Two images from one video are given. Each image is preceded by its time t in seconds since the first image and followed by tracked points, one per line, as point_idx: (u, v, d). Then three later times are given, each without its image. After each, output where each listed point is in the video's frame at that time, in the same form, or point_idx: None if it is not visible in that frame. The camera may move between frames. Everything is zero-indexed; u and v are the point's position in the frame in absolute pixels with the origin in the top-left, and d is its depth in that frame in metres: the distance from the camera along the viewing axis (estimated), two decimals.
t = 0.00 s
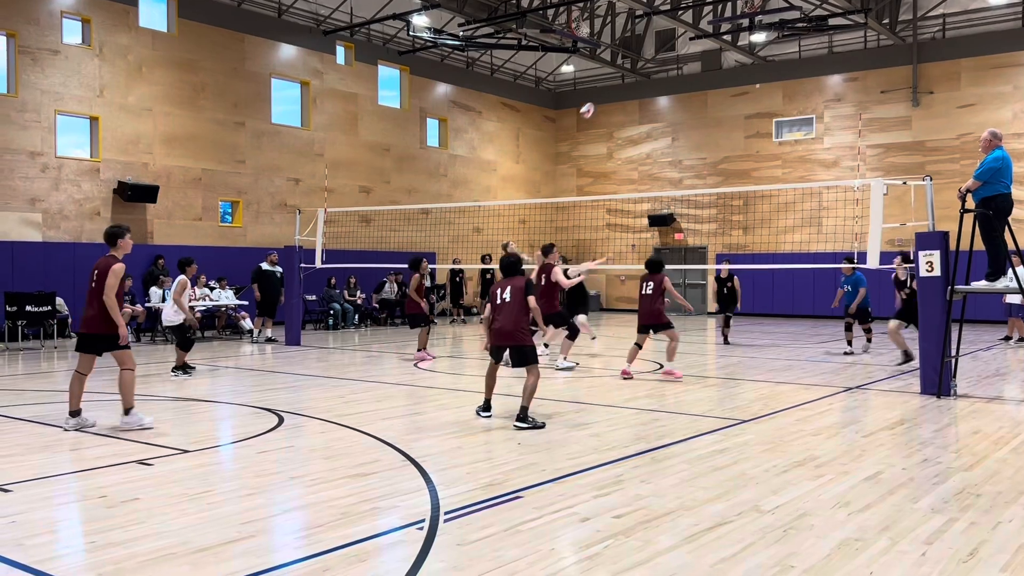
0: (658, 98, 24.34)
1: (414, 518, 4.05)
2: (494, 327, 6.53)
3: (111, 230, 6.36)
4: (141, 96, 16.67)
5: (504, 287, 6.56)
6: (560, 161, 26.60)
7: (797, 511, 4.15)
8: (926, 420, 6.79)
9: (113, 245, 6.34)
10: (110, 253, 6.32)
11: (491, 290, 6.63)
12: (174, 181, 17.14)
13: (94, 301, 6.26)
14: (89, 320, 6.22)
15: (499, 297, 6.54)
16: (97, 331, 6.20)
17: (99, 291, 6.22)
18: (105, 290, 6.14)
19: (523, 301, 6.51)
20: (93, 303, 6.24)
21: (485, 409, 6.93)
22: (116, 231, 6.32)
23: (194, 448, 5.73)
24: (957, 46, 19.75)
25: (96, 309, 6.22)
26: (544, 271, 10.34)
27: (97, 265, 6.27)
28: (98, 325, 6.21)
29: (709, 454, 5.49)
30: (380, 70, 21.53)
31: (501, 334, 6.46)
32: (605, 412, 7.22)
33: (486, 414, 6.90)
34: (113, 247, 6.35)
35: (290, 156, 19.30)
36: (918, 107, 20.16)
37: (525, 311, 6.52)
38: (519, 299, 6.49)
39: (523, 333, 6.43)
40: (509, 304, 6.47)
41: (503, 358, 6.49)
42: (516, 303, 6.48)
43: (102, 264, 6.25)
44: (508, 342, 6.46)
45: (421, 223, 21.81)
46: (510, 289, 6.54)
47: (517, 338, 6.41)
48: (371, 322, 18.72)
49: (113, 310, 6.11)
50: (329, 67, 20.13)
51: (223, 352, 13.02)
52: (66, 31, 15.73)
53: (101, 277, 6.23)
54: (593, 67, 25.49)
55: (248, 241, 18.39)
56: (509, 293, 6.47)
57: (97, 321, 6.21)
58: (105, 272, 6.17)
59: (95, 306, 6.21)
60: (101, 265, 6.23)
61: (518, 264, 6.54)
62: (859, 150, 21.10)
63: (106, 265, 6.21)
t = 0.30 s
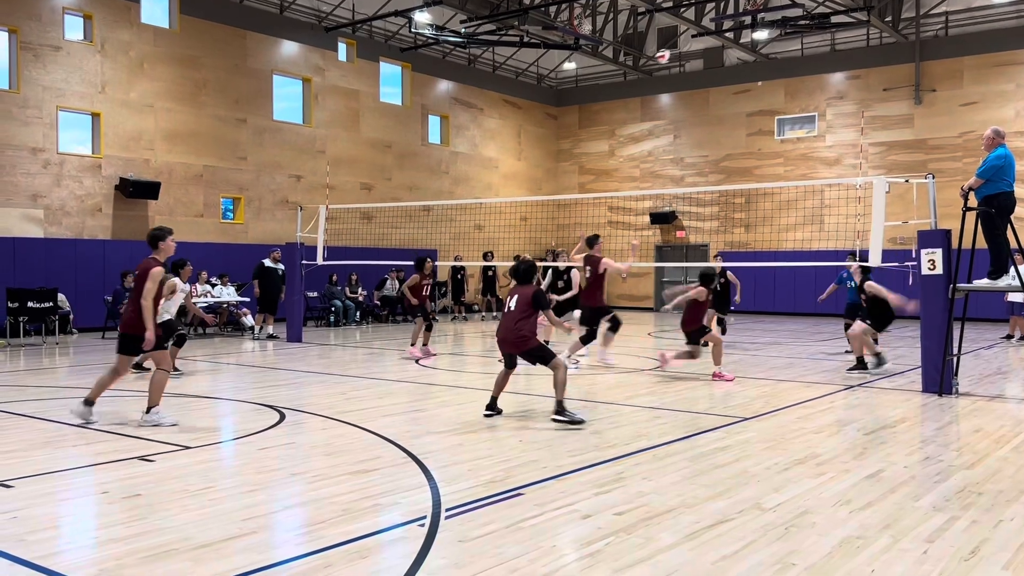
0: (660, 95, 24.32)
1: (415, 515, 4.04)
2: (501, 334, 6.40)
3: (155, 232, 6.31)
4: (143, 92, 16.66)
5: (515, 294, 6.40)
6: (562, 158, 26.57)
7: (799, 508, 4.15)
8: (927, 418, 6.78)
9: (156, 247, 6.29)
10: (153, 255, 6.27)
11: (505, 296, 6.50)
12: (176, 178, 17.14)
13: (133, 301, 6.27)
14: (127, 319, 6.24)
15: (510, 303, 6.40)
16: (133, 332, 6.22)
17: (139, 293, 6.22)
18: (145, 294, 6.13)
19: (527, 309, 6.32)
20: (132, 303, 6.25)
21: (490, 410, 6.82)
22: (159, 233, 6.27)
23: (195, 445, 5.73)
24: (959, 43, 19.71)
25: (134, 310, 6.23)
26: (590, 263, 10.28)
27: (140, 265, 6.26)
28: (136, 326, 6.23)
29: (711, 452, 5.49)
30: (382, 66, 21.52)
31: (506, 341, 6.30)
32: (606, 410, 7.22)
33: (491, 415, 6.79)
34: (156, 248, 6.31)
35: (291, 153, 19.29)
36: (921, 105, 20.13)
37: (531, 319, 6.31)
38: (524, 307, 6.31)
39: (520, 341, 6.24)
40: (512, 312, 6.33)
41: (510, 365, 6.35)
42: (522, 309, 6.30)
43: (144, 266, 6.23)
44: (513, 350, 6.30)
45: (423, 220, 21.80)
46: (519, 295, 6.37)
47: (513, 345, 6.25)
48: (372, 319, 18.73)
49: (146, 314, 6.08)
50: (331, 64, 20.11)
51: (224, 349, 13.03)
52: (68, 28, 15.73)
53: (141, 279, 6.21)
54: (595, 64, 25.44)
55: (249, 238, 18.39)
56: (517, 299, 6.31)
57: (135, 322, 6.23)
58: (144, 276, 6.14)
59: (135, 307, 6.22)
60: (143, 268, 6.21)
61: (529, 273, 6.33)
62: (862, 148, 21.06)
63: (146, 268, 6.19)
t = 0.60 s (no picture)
0: (662, 92, 24.30)
1: (417, 512, 4.05)
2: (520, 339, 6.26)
3: (208, 233, 6.52)
4: (144, 88, 16.66)
5: (539, 302, 6.27)
6: (564, 155, 26.53)
7: (801, 505, 4.15)
8: (929, 416, 6.78)
9: (209, 248, 6.48)
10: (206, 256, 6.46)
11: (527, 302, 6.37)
12: (178, 174, 17.15)
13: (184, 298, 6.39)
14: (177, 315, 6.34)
15: (533, 309, 6.27)
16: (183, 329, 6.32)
17: (194, 291, 6.40)
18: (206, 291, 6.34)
19: (551, 317, 6.19)
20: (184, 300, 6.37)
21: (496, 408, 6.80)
22: (216, 235, 6.50)
23: (197, 441, 5.74)
24: (962, 40, 19.67)
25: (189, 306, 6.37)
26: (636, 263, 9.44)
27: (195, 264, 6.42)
28: (190, 323, 6.36)
29: (713, 449, 5.50)
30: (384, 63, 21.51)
31: (524, 347, 6.17)
32: (608, 407, 7.22)
33: (497, 412, 6.77)
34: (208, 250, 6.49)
35: (293, 150, 19.29)
36: (923, 103, 20.10)
37: (552, 328, 6.18)
38: (547, 314, 6.18)
39: (537, 348, 6.12)
40: (535, 318, 6.21)
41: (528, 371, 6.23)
42: (546, 316, 6.19)
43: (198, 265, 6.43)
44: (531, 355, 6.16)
45: (425, 217, 21.80)
46: (544, 302, 6.25)
47: (530, 351, 6.13)
48: (373, 315, 18.75)
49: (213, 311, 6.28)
50: (333, 60, 20.10)
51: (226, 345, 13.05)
52: (70, 24, 15.73)
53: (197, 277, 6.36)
54: (597, 61, 25.39)
55: (251, 234, 18.40)
56: (542, 306, 6.20)
57: (189, 319, 6.36)
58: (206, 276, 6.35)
59: (190, 304, 6.37)
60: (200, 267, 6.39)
61: (556, 281, 6.22)
62: (864, 145, 21.03)
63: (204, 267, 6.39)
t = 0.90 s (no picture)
0: (665, 89, 24.27)
1: (420, 508, 4.05)
2: (531, 341, 6.26)
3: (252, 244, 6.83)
4: (147, 85, 16.65)
5: (550, 302, 6.24)
6: (566, 152, 26.53)
7: (803, 503, 4.15)
8: (932, 413, 6.78)
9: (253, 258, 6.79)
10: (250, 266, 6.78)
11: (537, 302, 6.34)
12: (181, 171, 17.15)
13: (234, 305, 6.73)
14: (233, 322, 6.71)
15: (543, 310, 6.25)
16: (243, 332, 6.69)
17: (241, 297, 6.73)
18: (250, 298, 6.63)
19: (562, 319, 6.17)
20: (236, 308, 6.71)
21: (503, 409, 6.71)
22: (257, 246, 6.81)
23: (200, 438, 5.74)
24: (966, 37, 19.61)
25: (236, 312, 6.71)
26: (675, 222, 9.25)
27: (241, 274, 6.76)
28: (241, 327, 6.72)
29: (715, 446, 5.50)
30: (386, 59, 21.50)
31: (535, 349, 6.17)
32: (610, 404, 7.22)
33: (505, 413, 6.64)
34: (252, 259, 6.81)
35: (295, 146, 19.29)
36: (927, 100, 20.05)
37: (564, 328, 6.17)
38: (557, 316, 6.16)
39: (549, 350, 6.11)
40: (545, 319, 6.20)
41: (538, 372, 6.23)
42: (558, 317, 6.16)
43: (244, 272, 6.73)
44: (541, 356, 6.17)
45: (427, 214, 21.79)
46: (554, 303, 6.22)
47: (541, 353, 6.13)
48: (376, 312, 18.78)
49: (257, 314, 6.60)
50: (335, 57, 20.09)
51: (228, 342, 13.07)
52: (73, 20, 15.73)
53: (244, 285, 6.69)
54: (600, 58, 25.34)
55: (253, 231, 18.42)
56: (553, 307, 6.17)
57: (240, 324, 6.71)
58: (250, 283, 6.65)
59: (237, 309, 6.72)
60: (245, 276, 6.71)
61: (566, 281, 6.19)
62: (867, 142, 21.00)
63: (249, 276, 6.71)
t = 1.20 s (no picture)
0: (669, 86, 24.23)
1: (424, 505, 4.06)
2: (532, 337, 6.24)
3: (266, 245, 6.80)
4: (151, 82, 16.68)
5: (549, 297, 6.22)
6: (570, 149, 26.53)
7: (807, 500, 4.15)
8: (937, 411, 6.77)
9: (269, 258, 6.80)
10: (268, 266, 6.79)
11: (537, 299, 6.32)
12: (185, 168, 17.18)
13: (252, 305, 6.71)
14: (252, 323, 6.66)
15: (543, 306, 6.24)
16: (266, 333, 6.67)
17: (263, 299, 6.73)
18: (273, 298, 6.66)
19: (563, 314, 6.16)
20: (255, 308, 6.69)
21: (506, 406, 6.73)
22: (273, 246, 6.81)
23: (204, 434, 5.76)
24: (971, 33, 19.55)
25: (259, 314, 6.68)
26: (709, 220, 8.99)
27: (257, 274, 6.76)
28: (262, 328, 6.70)
29: (719, 443, 5.50)
30: (390, 57, 21.51)
31: (538, 346, 6.17)
32: (613, 401, 7.22)
33: (508, 410, 6.67)
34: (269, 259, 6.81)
35: (299, 144, 19.31)
36: (931, 97, 19.99)
37: (565, 324, 6.17)
38: (558, 311, 6.16)
39: (551, 346, 6.11)
40: (545, 315, 6.19)
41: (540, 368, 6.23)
42: (560, 313, 6.16)
43: (264, 275, 6.75)
44: (545, 353, 6.16)
45: (431, 211, 21.78)
46: (554, 298, 6.21)
47: (544, 348, 6.12)
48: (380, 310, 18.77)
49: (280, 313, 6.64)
50: (339, 54, 20.09)
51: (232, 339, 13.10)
52: (77, 18, 15.75)
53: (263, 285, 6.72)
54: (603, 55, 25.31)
55: (257, 229, 18.44)
56: (554, 303, 6.15)
57: (262, 322, 6.68)
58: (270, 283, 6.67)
59: (260, 311, 6.69)
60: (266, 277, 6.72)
61: (567, 275, 6.18)
62: (871, 139, 20.95)
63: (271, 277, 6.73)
